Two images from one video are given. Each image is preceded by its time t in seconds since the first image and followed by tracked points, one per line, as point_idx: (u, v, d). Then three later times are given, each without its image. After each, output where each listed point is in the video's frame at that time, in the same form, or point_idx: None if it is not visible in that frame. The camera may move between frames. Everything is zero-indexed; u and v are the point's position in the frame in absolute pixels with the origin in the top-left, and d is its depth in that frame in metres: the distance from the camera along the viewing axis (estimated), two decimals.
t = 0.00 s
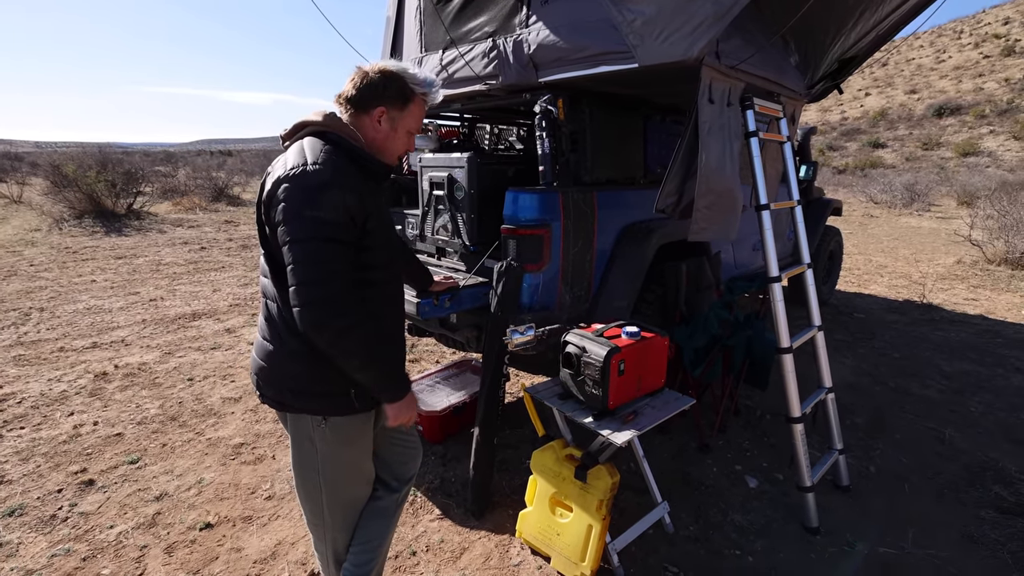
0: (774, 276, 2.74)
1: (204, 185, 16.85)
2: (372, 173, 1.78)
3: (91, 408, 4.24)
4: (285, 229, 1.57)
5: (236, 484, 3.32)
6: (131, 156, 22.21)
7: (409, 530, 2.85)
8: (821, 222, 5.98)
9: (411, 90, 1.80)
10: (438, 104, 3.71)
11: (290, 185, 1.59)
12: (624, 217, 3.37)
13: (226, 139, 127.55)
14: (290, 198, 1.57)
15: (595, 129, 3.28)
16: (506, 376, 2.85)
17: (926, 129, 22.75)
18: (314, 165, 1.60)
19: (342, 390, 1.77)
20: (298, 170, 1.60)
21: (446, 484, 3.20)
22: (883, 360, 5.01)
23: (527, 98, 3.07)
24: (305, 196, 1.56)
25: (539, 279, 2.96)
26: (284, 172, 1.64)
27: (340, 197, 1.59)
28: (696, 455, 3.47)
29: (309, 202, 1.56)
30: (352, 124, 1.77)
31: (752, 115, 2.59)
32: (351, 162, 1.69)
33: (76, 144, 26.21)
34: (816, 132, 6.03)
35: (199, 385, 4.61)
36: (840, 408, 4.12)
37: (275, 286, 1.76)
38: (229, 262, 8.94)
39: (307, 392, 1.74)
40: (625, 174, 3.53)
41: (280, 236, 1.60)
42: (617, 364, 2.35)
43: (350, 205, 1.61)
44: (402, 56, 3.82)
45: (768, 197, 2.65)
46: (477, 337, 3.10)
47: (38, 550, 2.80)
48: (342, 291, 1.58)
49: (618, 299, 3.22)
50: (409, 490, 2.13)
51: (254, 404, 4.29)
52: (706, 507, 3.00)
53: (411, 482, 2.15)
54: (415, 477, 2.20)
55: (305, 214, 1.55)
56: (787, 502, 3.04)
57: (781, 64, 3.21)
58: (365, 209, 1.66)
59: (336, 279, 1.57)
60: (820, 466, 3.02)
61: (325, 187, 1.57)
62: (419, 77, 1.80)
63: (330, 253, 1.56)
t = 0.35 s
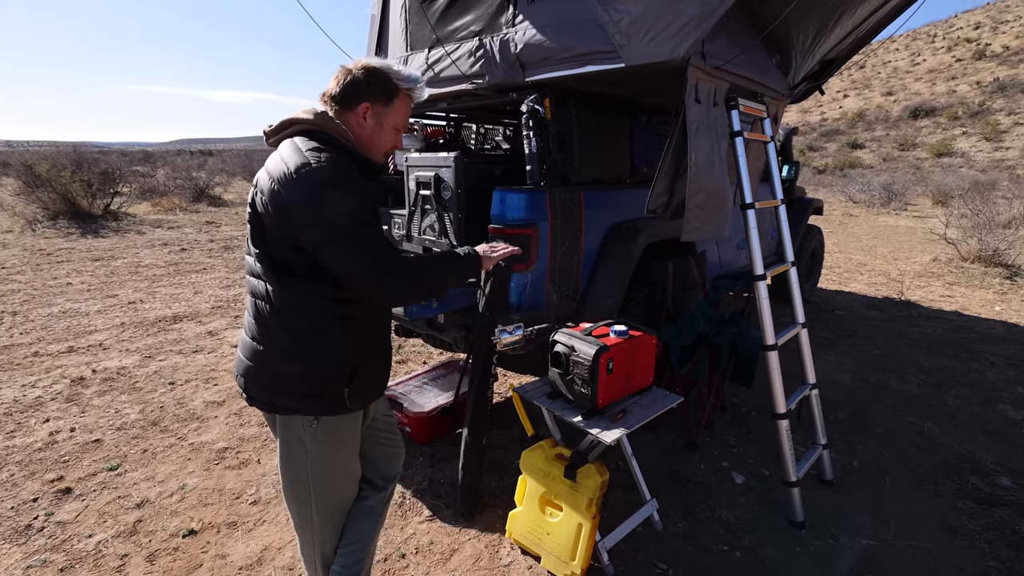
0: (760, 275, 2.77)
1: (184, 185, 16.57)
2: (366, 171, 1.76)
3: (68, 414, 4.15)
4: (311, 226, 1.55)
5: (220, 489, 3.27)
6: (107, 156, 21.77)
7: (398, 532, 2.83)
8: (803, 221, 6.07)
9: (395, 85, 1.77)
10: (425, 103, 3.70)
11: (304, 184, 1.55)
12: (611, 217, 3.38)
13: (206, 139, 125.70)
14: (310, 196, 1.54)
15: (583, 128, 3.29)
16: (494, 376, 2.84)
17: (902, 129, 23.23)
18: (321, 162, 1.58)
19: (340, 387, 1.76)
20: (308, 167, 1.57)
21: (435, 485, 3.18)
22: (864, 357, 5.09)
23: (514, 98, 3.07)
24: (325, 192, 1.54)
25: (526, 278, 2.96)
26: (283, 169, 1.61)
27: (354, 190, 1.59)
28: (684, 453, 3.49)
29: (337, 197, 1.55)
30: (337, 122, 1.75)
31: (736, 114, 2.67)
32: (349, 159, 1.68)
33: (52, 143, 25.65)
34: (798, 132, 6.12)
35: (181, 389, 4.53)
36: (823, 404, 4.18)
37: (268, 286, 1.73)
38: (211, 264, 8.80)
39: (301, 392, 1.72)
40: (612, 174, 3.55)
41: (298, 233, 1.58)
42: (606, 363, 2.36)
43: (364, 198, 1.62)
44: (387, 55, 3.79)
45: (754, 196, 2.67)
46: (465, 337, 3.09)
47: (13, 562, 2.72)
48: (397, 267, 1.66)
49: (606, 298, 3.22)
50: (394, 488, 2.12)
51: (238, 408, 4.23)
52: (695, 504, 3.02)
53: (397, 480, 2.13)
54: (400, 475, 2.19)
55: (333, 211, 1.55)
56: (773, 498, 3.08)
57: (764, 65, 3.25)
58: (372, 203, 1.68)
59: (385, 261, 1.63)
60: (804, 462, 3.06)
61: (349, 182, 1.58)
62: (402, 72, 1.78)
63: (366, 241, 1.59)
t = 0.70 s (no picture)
0: (752, 274, 2.79)
1: (174, 187, 16.44)
2: (358, 171, 1.76)
3: (59, 418, 4.11)
4: (291, 230, 1.54)
5: (214, 492, 3.25)
6: (95, 157, 21.57)
7: (394, 533, 2.83)
8: (794, 221, 6.12)
9: (383, 80, 1.76)
10: (418, 104, 3.70)
11: (290, 187, 1.55)
12: (605, 218, 3.39)
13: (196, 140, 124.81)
14: (293, 199, 1.54)
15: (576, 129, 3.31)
16: (490, 376, 2.85)
17: (890, 130, 23.46)
18: (308, 165, 1.57)
19: (341, 387, 1.76)
20: (294, 170, 1.56)
21: (431, 486, 3.19)
22: (855, 354, 5.14)
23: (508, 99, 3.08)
24: (306, 195, 1.53)
25: (521, 279, 2.98)
26: (273, 172, 1.62)
27: (335, 194, 1.57)
28: (678, 451, 3.51)
29: (316, 201, 1.54)
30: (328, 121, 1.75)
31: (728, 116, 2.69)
32: (340, 161, 1.67)
33: (39, 144, 25.34)
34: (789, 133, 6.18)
35: (173, 392, 4.50)
36: (815, 401, 4.22)
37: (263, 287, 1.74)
38: (202, 266, 8.75)
39: (302, 394, 1.72)
40: (605, 174, 3.57)
41: (281, 237, 1.58)
42: (600, 362, 2.37)
43: (349, 202, 1.60)
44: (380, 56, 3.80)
45: (745, 197, 2.70)
46: (460, 338, 3.10)
47: (4, 567, 2.70)
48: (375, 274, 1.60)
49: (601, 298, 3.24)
50: (395, 490, 2.13)
51: (231, 410, 4.21)
52: (689, 501, 3.04)
53: (398, 482, 2.14)
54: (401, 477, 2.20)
55: (311, 215, 1.53)
56: (766, 495, 3.10)
57: (755, 66, 3.28)
58: (361, 206, 1.66)
59: (354, 268, 1.58)
60: (797, 459, 3.09)
61: (331, 187, 1.56)
62: (390, 69, 1.76)
63: (340, 248, 1.56)
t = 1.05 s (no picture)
0: (748, 273, 2.81)
1: (171, 188, 16.40)
2: (351, 171, 1.75)
3: (56, 421, 4.11)
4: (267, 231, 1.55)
5: (213, 494, 3.26)
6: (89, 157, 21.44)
7: (393, 534, 2.84)
8: (790, 220, 6.14)
9: (373, 80, 1.76)
10: (415, 105, 3.71)
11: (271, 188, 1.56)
12: (602, 218, 3.41)
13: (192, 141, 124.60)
14: (270, 200, 1.55)
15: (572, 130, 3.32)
16: (488, 376, 2.86)
17: (886, 129, 23.53)
18: (291, 167, 1.58)
19: (341, 387, 1.77)
20: (277, 173, 1.58)
21: (429, 487, 3.20)
22: (851, 353, 5.16)
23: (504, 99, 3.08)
24: (282, 196, 1.54)
25: (518, 279, 2.99)
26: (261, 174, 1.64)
27: (312, 197, 1.56)
28: (675, 450, 3.53)
29: (289, 202, 1.53)
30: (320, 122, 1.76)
31: (723, 116, 2.71)
32: (330, 163, 1.67)
33: (35, 145, 25.27)
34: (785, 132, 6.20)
35: (171, 394, 4.50)
36: (811, 400, 4.24)
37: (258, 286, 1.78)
38: (199, 267, 8.74)
39: (301, 393, 1.72)
40: (602, 175, 3.58)
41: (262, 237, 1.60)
42: (597, 362, 2.38)
43: (323, 203, 1.58)
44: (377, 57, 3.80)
45: (741, 196, 2.71)
46: (458, 338, 3.12)
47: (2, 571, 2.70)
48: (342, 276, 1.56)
49: (598, 298, 3.25)
50: (394, 491, 2.12)
51: (229, 412, 4.21)
52: (686, 500, 3.06)
53: (397, 483, 2.14)
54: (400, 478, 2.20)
55: (284, 216, 1.53)
56: (763, 493, 3.12)
57: (750, 67, 3.30)
58: (344, 206, 1.64)
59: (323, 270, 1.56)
60: (793, 457, 3.10)
61: (306, 188, 1.56)
62: (381, 66, 1.76)
63: (311, 252, 1.54)
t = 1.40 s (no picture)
0: (739, 273, 2.82)
1: (164, 189, 16.32)
2: (338, 175, 1.75)
3: (47, 423, 4.09)
4: (247, 235, 1.57)
5: (205, 495, 3.25)
6: (81, 157, 21.41)
7: (385, 534, 2.84)
8: (782, 220, 6.17)
9: (362, 84, 1.75)
10: (407, 105, 3.71)
11: (255, 193, 1.57)
12: (594, 218, 3.42)
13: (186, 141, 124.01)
14: (251, 206, 1.56)
15: (564, 131, 3.33)
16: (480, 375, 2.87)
17: (879, 129, 23.66)
18: (274, 172, 1.59)
19: (327, 388, 1.77)
20: (260, 177, 1.59)
21: (422, 487, 3.20)
22: (842, 352, 5.19)
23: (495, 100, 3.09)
24: (263, 202, 1.55)
25: (510, 279, 2.99)
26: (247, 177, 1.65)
27: (291, 202, 1.56)
28: (668, 449, 3.54)
29: (268, 208, 1.55)
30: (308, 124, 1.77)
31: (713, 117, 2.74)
32: (315, 168, 1.67)
33: (25, 145, 25.10)
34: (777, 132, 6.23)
35: (163, 396, 4.49)
36: (802, 398, 4.27)
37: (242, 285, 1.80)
38: (192, 268, 8.70)
39: (285, 393, 1.73)
40: (593, 174, 3.59)
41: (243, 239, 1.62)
42: (588, 362, 2.39)
43: (302, 209, 1.58)
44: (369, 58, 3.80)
45: (731, 196, 2.73)
46: (450, 338, 3.13)
47: None
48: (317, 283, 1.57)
49: (589, 298, 3.27)
50: (385, 493, 2.13)
51: (222, 413, 4.20)
52: (678, 499, 3.07)
53: (388, 485, 2.15)
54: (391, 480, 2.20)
55: (262, 222, 1.55)
56: (754, 491, 3.14)
57: (740, 67, 3.32)
58: (326, 211, 1.64)
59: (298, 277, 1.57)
60: (783, 456, 3.12)
61: (284, 194, 1.56)
62: (372, 69, 1.74)
63: (287, 258, 1.55)
